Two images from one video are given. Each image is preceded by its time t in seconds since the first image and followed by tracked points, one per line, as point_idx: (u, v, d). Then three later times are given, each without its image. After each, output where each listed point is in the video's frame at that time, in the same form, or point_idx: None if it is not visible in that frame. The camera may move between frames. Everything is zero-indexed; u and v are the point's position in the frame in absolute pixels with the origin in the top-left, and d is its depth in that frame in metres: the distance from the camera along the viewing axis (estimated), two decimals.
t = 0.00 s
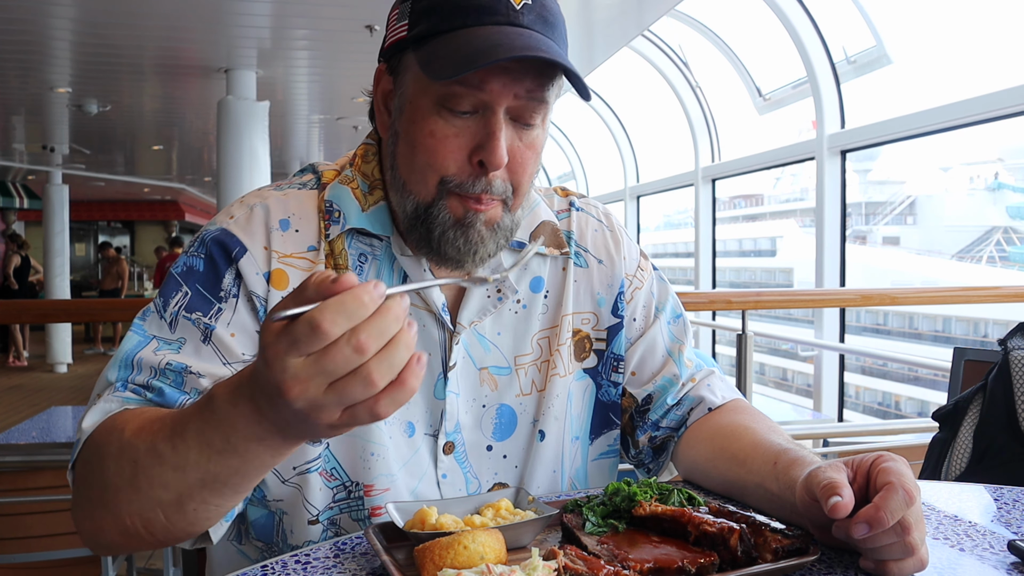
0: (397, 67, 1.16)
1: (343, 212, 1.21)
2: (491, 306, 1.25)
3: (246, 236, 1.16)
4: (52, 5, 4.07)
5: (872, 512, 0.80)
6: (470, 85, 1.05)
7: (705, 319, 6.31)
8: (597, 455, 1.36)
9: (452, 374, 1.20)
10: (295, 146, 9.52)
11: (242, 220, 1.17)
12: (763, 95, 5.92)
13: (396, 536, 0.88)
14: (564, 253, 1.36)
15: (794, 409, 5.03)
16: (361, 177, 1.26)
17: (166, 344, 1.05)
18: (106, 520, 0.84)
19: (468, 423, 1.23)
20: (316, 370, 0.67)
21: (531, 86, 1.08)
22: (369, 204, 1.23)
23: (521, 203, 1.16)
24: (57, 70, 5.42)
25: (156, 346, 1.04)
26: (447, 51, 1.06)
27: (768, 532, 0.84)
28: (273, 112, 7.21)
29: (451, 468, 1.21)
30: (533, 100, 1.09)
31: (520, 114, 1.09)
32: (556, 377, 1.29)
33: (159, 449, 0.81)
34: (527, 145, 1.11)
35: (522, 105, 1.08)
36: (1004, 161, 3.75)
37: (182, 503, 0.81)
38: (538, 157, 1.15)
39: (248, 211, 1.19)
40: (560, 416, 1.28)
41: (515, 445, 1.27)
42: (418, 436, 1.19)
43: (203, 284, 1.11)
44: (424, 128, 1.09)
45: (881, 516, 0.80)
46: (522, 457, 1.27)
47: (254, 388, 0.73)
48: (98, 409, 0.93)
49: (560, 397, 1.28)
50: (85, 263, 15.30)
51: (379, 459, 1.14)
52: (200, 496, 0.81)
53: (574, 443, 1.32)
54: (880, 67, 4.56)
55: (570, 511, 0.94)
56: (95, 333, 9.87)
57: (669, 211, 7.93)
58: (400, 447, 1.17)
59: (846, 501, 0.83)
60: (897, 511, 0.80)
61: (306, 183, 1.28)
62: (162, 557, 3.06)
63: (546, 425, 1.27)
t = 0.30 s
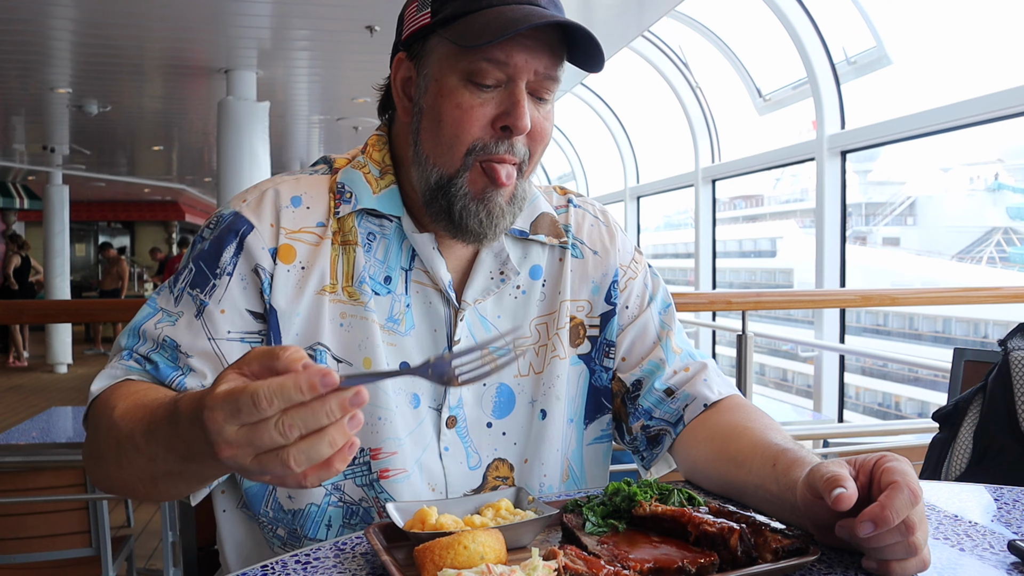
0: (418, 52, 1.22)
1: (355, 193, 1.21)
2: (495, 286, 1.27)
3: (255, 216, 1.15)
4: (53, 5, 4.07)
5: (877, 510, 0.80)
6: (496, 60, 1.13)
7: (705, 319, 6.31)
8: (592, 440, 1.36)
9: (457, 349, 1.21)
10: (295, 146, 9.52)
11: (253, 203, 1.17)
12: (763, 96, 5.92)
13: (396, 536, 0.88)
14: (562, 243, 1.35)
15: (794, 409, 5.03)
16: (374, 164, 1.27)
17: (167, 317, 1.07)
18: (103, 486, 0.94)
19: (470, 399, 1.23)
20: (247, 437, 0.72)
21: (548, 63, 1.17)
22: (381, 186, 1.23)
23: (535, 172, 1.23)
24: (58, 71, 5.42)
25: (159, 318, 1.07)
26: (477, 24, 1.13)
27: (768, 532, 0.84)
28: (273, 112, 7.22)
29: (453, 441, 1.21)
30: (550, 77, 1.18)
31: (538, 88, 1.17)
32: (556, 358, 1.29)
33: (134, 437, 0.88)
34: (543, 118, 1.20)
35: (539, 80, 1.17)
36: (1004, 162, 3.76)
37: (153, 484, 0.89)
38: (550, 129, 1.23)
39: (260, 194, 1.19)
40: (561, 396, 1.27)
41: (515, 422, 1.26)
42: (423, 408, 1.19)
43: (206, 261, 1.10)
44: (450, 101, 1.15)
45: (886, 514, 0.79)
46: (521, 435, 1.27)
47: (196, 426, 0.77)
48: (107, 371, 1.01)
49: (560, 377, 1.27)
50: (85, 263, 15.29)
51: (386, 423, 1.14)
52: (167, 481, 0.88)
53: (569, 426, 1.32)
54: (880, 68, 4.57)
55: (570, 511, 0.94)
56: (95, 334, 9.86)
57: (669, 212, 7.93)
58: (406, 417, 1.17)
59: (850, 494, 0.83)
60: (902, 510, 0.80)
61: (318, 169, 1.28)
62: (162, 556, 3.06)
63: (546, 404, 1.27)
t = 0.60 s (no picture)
0: (416, 48, 1.23)
1: (354, 188, 1.21)
2: (488, 283, 1.27)
3: (254, 212, 1.16)
4: (53, 5, 4.07)
5: (878, 509, 0.80)
6: (493, 50, 1.15)
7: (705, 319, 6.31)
8: (580, 440, 1.36)
9: (452, 341, 1.21)
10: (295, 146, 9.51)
11: (250, 201, 1.18)
12: (763, 96, 5.92)
13: (397, 536, 0.88)
14: (555, 249, 1.35)
15: (795, 409, 5.03)
16: (374, 161, 1.27)
17: (169, 311, 1.08)
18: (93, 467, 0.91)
19: (464, 392, 1.23)
20: (224, 423, 0.67)
21: (540, 54, 1.19)
22: (380, 182, 1.23)
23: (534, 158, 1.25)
24: (58, 71, 5.42)
25: (160, 313, 1.07)
26: (473, 13, 1.14)
27: (768, 532, 0.84)
28: (273, 112, 7.22)
29: (447, 431, 1.20)
30: (543, 66, 1.19)
31: (533, 77, 1.19)
32: (550, 354, 1.28)
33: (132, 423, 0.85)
34: (540, 105, 1.21)
35: (535, 68, 1.18)
36: (1004, 162, 3.75)
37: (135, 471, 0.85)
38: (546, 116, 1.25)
39: (257, 193, 1.20)
40: (555, 391, 1.27)
41: (507, 416, 1.26)
42: (418, 397, 1.20)
43: (207, 257, 1.12)
44: (451, 90, 1.16)
45: (887, 512, 0.79)
46: (513, 429, 1.27)
47: (182, 406, 0.73)
48: (109, 369, 1.00)
49: (553, 373, 1.27)
50: (85, 263, 15.28)
51: (381, 408, 1.14)
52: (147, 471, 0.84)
53: (566, 422, 1.31)
54: (880, 68, 4.57)
55: (570, 511, 0.94)
56: (95, 334, 9.86)
57: (669, 212, 7.94)
58: (400, 405, 1.18)
59: (852, 495, 0.82)
60: (902, 507, 0.80)
61: (316, 170, 1.27)
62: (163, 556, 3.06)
63: (539, 399, 1.27)
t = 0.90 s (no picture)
0: (412, 48, 1.23)
1: (354, 189, 1.21)
2: (484, 284, 1.27)
3: (260, 212, 1.14)
4: (53, 5, 4.07)
5: (888, 510, 0.80)
6: (485, 51, 1.15)
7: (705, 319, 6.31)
8: (578, 438, 1.36)
9: (449, 341, 1.21)
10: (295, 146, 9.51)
11: (255, 202, 1.16)
12: (763, 96, 5.93)
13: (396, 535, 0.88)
14: (552, 247, 1.35)
15: (794, 410, 5.03)
16: (372, 162, 1.26)
17: (190, 312, 1.03)
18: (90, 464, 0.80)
19: (461, 391, 1.24)
20: (315, 494, 0.60)
21: (534, 56, 1.19)
22: (379, 183, 1.23)
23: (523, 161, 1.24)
24: (57, 70, 5.42)
25: (181, 314, 1.03)
26: (470, 13, 1.14)
27: (768, 532, 0.84)
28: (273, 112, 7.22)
29: (444, 431, 1.21)
30: (536, 68, 1.19)
31: (525, 78, 1.19)
32: (548, 353, 1.28)
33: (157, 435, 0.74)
34: (531, 108, 1.21)
35: (527, 71, 1.19)
36: (1004, 161, 3.76)
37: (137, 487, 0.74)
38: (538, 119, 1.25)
39: (259, 193, 1.19)
40: (553, 390, 1.27)
41: (505, 415, 1.26)
42: (415, 397, 1.20)
43: (225, 257, 1.10)
44: (441, 88, 1.17)
45: (898, 514, 0.80)
46: (511, 429, 1.27)
47: (240, 446, 0.65)
48: (123, 371, 0.89)
49: (551, 371, 1.27)
50: (86, 262, 15.28)
51: (378, 407, 1.14)
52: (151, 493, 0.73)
53: (564, 421, 1.31)
54: (880, 68, 4.56)
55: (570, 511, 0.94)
56: (95, 334, 9.87)
57: (669, 212, 7.94)
58: (397, 405, 1.18)
59: (865, 497, 0.83)
60: (911, 509, 0.80)
61: (314, 172, 1.27)
62: (162, 556, 3.06)
63: (537, 398, 1.27)
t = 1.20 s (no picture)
0: (418, 46, 1.23)
1: (361, 189, 1.21)
2: (488, 287, 1.27)
3: (272, 210, 1.14)
4: (54, 5, 4.07)
5: (892, 509, 0.80)
6: (482, 51, 1.15)
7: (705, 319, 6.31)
8: (580, 440, 1.36)
9: (453, 343, 1.21)
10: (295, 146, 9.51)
11: (265, 199, 1.15)
12: (763, 96, 5.92)
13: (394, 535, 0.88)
14: (556, 248, 1.34)
15: (795, 410, 5.03)
16: (379, 162, 1.26)
17: (203, 302, 1.00)
18: (119, 466, 0.75)
19: (465, 393, 1.24)
20: (406, 516, 0.59)
21: (532, 57, 1.18)
22: (386, 183, 1.23)
23: (518, 165, 1.24)
24: (57, 70, 5.42)
25: (195, 305, 0.99)
26: (464, 12, 1.13)
27: (768, 532, 0.84)
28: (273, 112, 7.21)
29: (447, 433, 1.21)
30: (535, 70, 1.19)
31: (523, 81, 1.18)
32: (551, 354, 1.28)
33: (205, 440, 0.70)
34: (527, 111, 1.20)
35: (525, 73, 1.18)
36: (1004, 161, 3.75)
37: (180, 494, 0.70)
38: (536, 122, 1.24)
39: (269, 191, 1.18)
40: (557, 392, 1.27)
41: (509, 416, 1.26)
42: (420, 399, 1.20)
43: (239, 249, 1.07)
44: (438, 86, 1.17)
45: (901, 514, 0.80)
46: (516, 431, 1.27)
47: (305, 454, 0.63)
48: (138, 360, 0.85)
49: (555, 373, 1.27)
50: (86, 262, 15.28)
51: (383, 409, 1.14)
52: (195, 499, 0.69)
53: (566, 422, 1.31)
54: (880, 68, 4.56)
55: (570, 511, 0.93)
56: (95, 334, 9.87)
57: (669, 212, 7.94)
58: (402, 406, 1.18)
59: (869, 495, 0.83)
60: (915, 510, 0.80)
61: (320, 172, 1.26)
62: (162, 556, 3.06)
63: (541, 399, 1.27)
